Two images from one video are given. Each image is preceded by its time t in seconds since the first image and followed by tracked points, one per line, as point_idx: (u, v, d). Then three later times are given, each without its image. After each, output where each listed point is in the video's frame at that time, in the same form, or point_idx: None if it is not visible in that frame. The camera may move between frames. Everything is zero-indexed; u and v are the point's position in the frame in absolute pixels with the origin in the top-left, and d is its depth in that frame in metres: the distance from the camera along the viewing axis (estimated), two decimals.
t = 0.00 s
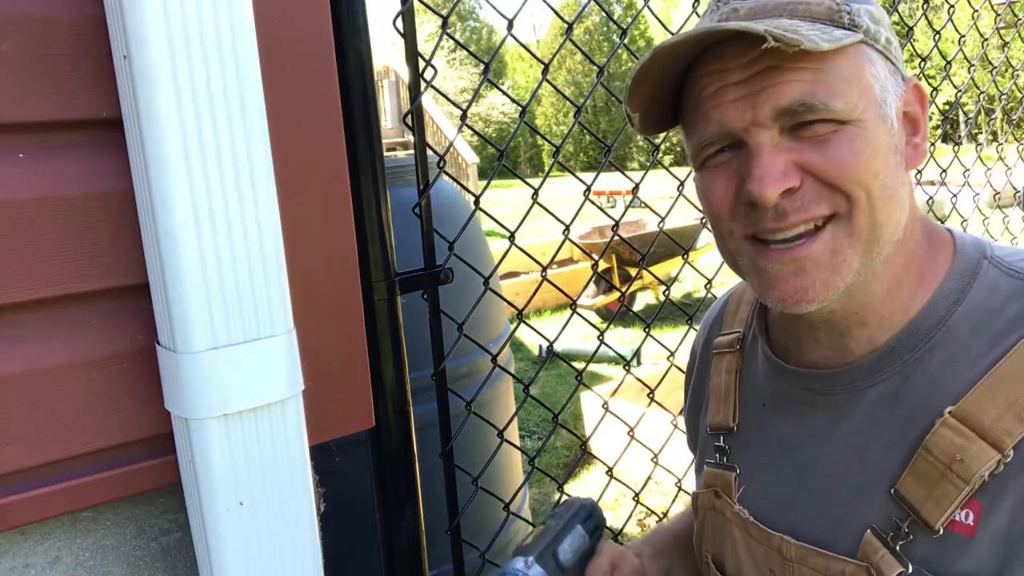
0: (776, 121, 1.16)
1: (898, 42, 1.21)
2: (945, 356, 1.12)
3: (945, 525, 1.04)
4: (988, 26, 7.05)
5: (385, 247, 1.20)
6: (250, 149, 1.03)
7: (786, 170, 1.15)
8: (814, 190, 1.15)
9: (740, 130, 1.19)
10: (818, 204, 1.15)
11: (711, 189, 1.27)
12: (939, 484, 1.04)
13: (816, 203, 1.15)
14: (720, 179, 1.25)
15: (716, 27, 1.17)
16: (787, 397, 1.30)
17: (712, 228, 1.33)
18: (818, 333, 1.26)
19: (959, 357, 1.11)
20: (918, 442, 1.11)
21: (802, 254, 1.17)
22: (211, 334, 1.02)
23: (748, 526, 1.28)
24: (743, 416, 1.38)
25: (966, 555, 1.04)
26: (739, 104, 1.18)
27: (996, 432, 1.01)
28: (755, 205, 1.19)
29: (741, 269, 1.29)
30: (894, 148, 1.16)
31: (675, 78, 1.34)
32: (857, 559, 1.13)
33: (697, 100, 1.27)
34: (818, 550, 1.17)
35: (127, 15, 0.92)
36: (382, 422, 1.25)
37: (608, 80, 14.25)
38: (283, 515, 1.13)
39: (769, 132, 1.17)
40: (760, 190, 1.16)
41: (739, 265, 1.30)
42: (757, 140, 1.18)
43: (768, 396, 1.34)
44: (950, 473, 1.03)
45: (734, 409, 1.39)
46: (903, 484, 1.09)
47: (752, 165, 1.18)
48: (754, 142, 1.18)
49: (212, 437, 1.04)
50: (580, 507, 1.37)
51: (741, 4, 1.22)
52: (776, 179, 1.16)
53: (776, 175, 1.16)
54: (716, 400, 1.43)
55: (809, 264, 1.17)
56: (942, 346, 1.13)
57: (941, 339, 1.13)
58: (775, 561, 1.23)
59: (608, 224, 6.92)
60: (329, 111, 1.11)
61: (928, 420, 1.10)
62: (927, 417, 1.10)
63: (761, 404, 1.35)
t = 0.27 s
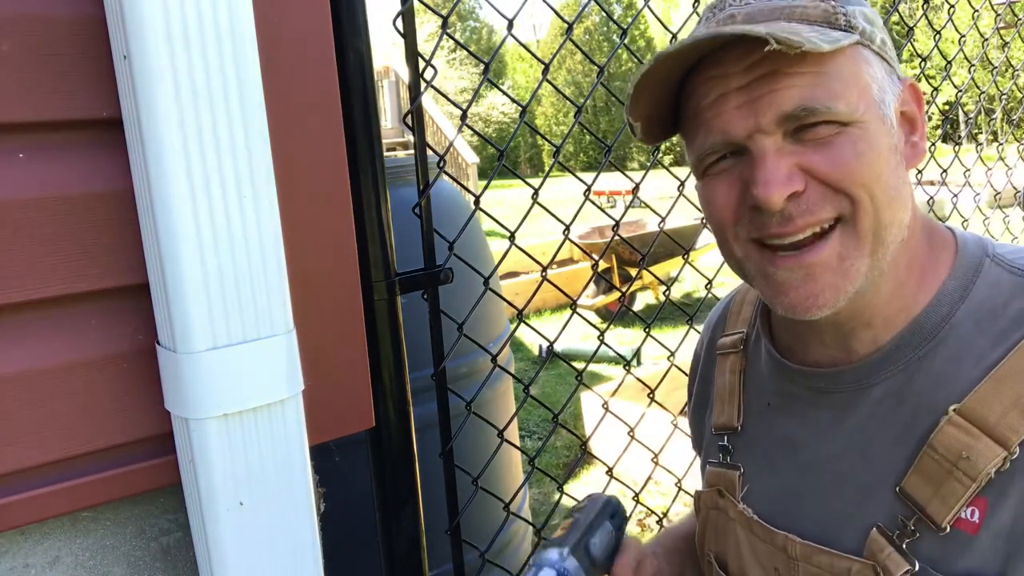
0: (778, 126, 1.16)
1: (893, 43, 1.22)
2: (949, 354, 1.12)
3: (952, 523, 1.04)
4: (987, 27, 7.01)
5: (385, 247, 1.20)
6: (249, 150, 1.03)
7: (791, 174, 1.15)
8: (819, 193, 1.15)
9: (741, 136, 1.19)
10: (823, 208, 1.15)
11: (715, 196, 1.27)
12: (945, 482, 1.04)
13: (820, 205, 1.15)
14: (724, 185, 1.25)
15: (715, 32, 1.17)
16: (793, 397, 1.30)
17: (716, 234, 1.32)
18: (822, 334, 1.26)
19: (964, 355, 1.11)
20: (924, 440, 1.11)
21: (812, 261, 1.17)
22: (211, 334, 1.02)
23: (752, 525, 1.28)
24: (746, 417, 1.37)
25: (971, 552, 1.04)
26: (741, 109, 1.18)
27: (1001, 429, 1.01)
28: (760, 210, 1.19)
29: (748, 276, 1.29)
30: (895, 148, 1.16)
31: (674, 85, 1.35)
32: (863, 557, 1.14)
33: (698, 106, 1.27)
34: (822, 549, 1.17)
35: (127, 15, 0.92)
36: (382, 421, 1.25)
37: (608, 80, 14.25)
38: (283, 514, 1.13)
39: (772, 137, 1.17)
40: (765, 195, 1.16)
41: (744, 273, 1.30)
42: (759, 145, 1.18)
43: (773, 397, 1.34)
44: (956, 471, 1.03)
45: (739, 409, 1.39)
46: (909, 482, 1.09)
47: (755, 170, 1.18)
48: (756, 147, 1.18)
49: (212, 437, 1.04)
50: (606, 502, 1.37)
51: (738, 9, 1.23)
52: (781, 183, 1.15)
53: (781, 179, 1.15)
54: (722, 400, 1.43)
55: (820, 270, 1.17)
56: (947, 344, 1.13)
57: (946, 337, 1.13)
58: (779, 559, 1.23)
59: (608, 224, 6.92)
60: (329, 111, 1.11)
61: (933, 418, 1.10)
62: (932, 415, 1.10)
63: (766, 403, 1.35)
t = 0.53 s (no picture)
0: (787, 119, 1.16)
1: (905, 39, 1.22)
2: (956, 353, 1.12)
3: (958, 523, 1.04)
4: (988, 27, 7.04)
5: (385, 247, 1.20)
6: (250, 149, 1.03)
7: (798, 167, 1.15)
8: (826, 187, 1.15)
9: (750, 129, 1.19)
10: (831, 200, 1.15)
11: (722, 187, 1.27)
12: (952, 482, 1.04)
13: (828, 198, 1.15)
14: (730, 177, 1.25)
15: (726, 21, 1.17)
16: (795, 395, 1.30)
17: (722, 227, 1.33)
18: (828, 331, 1.26)
19: (970, 354, 1.11)
20: (930, 440, 1.11)
21: (818, 252, 1.17)
22: (211, 334, 1.02)
23: (755, 525, 1.29)
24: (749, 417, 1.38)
25: (979, 551, 1.04)
26: (750, 102, 1.18)
27: (1009, 429, 1.01)
28: (766, 202, 1.19)
29: (755, 271, 1.29)
30: (904, 145, 1.17)
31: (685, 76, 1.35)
32: (868, 557, 1.13)
33: (707, 98, 1.27)
34: (827, 549, 1.17)
35: (127, 15, 0.92)
36: (382, 421, 1.25)
37: (608, 80, 14.25)
38: (283, 514, 1.13)
39: (780, 130, 1.17)
40: (770, 187, 1.16)
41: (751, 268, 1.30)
42: (768, 138, 1.18)
43: (777, 396, 1.34)
44: (963, 470, 1.03)
45: (740, 409, 1.39)
46: (915, 482, 1.09)
47: (763, 162, 1.18)
48: (764, 139, 1.18)
49: (212, 437, 1.04)
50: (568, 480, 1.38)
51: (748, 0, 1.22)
52: (787, 176, 1.15)
53: (788, 172, 1.15)
54: (723, 399, 1.43)
55: (826, 261, 1.17)
56: (954, 344, 1.13)
57: (952, 337, 1.13)
58: (782, 559, 1.23)
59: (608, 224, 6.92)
60: (329, 111, 1.11)
61: (939, 418, 1.10)
62: (938, 414, 1.10)
63: (770, 403, 1.35)
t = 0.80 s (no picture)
0: (784, 127, 1.16)
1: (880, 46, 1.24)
2: (949, 357, 1.12)
3: (953, 527, 1.05)
4: (988, 27, 7.04)
5: (385, 247, 1.20)
6: (250, 148, 1.03)
7: (800, 175, 1.15)
8: (828, 194, 1.15)
9: (746, 140, 1.19)
10: (834, 207, 1.15)
11: (720, 202, 1.25)
12: (946, 486, 1.05)
13: (832, 205, 1.15)
14: (730, 192, 1.23)
15: (720, 32, 1.17)
16: (791, 399, 1.30)
17: (722, 243, 1.30)
18: (823, 336, 1.25)
19: (963, 357, 1.11)
20: (925, 444, 1.11)
21: (824, 258, 1.16)
22: (211, 334, 1.02)
23: (751, 525, 1.29)
24: (748, 417, 1.37)
25: (975, 555, 1.04)
26: (745, 112, 1.18)
27: (1004, 433, 1.01)
28: (771, 212, 1.18)
29: (757, 286, 1.27)
30: (895, 148, 1.18)
31: (672, 93, 1.34)
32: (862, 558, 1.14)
33: (699, 113, 1.27)
34: (822, 549, 1.17)
35: (127, 15, 0.92)
36: (382, 421, 1.25)
37: (608, 80, 14.24)
38: (283, 514, 1.13)
39: (778, 139, 1.17)
40: (777, 197, 1.15)
41: (753, 283, 1.28)
42: (765, 147, 1.18)
43: (771, 398, 1.34)
44: (958, 474, 1.04)
45: (738, 411, 1.39)
46: (910, 485, 1.10)
47: (764, 173, 1.18)
48: (762, 149, 1.18)
49: (212, 437, 1.04)
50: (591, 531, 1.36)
51: (731, 13, 1.21)
52: (791, 184, 1.15)
53: (792, 181, 1.15)
54: (720, 401, 1.43)
55: (830, 267, 1.16)
56: (946, 348, 1.13)
57: (945, 341, 1.13)
58: (778, 559, 1.23)
59: (608, 224, 6.92)
60: (328, 111, 1.11)
61: (934, 423, 1.10)
62: (933, 419, 1.10)
63: (764, 404, 1.35)
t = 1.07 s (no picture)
0: (762, 126, 1.16)
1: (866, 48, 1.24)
2: (936, 352, 1.12)
3: (941, 520, 1.05)
4: (988, 26, 7.05)
5: (385, 247, 1.20)
6: (249, 148, 1.03)
7: (777, 173, 1.15)
8: (806, 191, 1.15)
9: (726, 139, 1.19)
10: (812, 205, 1.15)
11: (702, 200, 1.26)
12: (934, 479, 1.04)
13: (809, 202, 1.15)
14: (711, 190, 1.24)
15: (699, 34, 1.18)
16: (786, 398, 1.29)
17: (704, 240, 1.31)
18: (812, 334, 1.26)
19: (950, 352, 1.11)
20: (914, 437, 1.11)
21: (802, 255, 1.16)
22: (211, 334, 1.02)
23: (746, 523, 1.28)
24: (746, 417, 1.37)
25: (962, 548, 1.04)
26: (724, 113, 1.19)
27: (988, 426, 1.01)
28: (748, 210, 1.18)
29: (739, 280, 1.27)
30: (878, 147, 1.17)
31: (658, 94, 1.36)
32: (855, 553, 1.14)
33: (682, 113, 1.28)
34: (815, 545, 1.17)
35: (127, 16, 0.92)
36: (382, 421, 1.25)
37: (608, 79, 14.24)
38: (282, 514, 1.13)
39: (756, 138, 1.17)
40: (753, 195, 1.15)
41: (736, 279, 1.28)
42: (744, 147, 1.18)
43: (767, 396, 1.33)
44: (945, 468, 1.03)
45: (735, 410, 1.39)
46: (900, 480, 1.09)
47: (742, 171, 1.18)
48: (741, 149, 1.19)
49: (212, 437, 1.04)
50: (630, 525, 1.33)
51: (715, 17, 1.23)
52: (768, 183, 1.15)
53: (769, 179, 1.15)
54: (716, 399, 1.43)
55: (811, 265, 1.16)
56: (932, 343, 1.13)
57: (932, 336, 1.13)
58: (773, 556, 1.23)
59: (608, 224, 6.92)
60: (328, 111, 1.11)
61: (922, 416, 1.10)
62: (920, 413, 1.11)
63: (760, 403, 1.35)
